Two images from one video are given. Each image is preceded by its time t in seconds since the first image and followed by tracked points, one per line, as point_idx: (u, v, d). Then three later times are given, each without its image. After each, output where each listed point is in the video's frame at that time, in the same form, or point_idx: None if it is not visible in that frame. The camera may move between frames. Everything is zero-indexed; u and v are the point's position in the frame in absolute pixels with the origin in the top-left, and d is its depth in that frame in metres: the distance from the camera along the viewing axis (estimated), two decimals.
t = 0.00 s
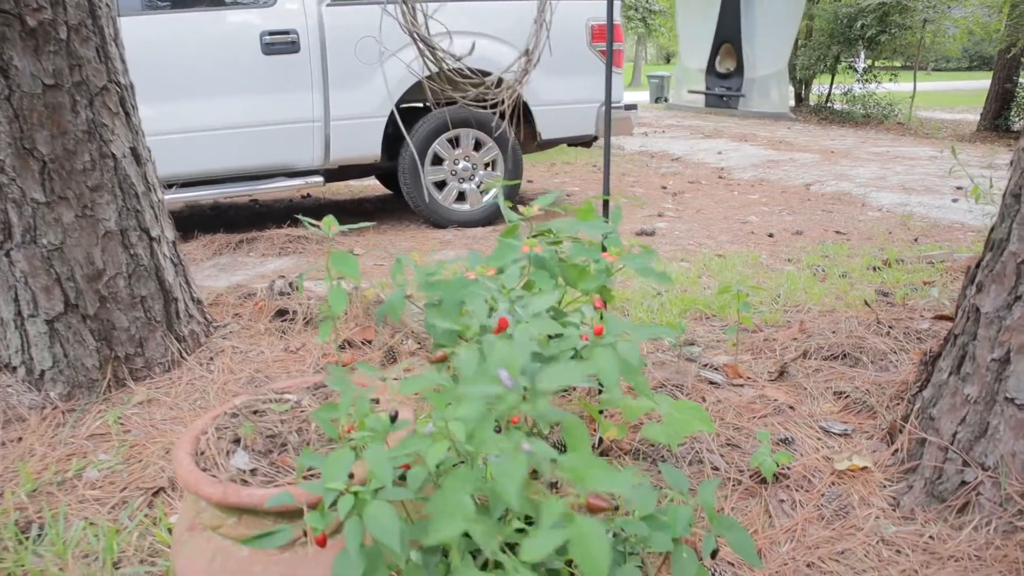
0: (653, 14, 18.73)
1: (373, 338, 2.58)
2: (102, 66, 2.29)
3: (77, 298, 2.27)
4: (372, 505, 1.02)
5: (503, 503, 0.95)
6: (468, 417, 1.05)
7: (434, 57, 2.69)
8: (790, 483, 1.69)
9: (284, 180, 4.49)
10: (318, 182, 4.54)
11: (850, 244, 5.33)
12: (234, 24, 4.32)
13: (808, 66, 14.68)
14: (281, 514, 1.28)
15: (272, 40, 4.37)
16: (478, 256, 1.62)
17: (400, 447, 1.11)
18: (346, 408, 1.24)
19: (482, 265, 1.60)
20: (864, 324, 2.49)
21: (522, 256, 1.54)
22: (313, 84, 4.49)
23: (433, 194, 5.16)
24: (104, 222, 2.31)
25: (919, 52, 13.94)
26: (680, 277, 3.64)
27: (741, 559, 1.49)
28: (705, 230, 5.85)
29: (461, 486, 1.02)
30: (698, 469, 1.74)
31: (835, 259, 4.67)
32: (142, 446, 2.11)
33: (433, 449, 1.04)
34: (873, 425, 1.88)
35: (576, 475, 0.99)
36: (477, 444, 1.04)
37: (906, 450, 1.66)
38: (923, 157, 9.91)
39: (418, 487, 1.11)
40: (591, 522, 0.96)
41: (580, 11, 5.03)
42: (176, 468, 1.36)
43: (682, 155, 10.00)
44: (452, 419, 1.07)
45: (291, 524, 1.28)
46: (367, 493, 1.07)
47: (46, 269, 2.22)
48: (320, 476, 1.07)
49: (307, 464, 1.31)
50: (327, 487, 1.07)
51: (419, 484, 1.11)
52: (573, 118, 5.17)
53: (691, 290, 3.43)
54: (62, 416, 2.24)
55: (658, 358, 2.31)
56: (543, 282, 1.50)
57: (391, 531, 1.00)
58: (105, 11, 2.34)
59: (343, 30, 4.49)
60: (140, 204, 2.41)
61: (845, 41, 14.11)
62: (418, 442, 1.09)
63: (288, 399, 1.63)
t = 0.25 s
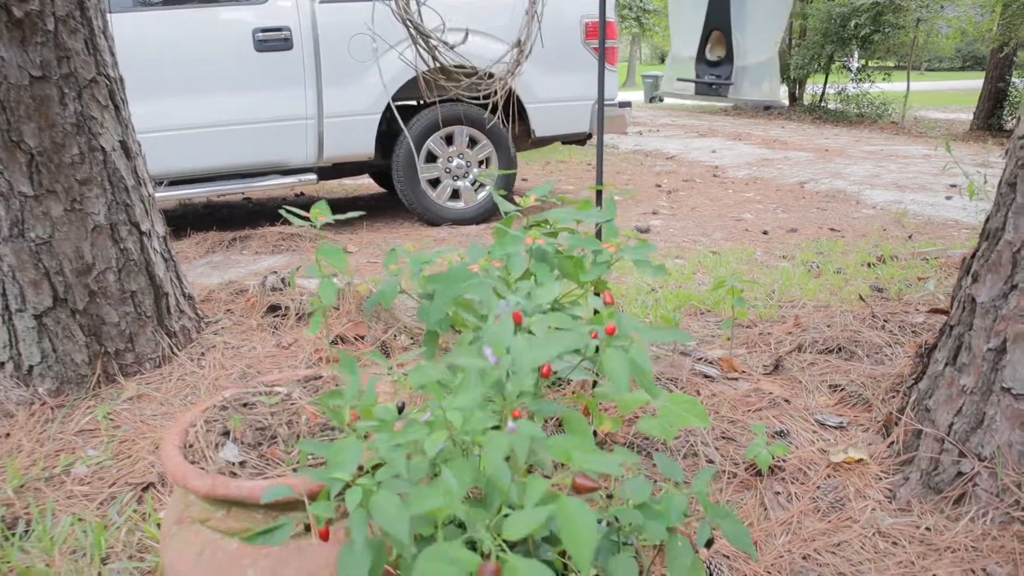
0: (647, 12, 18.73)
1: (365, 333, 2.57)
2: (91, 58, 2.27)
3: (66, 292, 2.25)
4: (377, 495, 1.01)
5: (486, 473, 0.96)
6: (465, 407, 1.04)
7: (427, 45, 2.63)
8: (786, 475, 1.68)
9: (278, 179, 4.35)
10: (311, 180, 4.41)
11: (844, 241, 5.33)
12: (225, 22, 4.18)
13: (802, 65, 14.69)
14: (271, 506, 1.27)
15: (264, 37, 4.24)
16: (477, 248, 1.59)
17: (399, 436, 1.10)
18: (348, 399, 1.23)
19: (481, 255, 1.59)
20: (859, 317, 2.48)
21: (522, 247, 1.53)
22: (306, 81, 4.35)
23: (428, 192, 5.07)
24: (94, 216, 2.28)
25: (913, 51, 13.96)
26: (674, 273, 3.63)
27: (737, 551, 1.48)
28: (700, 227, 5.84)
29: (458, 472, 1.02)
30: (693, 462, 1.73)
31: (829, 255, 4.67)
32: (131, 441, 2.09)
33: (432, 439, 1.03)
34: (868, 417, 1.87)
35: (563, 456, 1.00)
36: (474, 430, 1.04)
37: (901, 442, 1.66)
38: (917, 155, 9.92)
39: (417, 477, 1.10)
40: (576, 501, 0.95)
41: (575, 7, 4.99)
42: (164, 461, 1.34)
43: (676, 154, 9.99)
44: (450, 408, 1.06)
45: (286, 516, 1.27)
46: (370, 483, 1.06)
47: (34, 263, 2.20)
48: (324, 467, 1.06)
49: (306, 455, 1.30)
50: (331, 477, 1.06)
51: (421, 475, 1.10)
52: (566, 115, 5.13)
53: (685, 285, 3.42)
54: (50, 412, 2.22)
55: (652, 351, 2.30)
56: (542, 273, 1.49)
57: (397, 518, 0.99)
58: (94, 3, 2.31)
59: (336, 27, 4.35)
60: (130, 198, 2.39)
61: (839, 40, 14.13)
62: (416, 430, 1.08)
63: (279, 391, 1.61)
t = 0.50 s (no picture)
0: (643, 12, 18.72)
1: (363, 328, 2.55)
2: (85, 50, 2.25)
3: (60, 286, 2.23)
4: (367, 488, 0.99)
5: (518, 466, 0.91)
6: (462, 394, 1.02)
7: (431, 38, 2.59)
8: (787, 470, 1.67)
9: (276, 176, 4.31)
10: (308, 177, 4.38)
11: (842, 238, 5.32)
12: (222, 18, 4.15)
13: (799, 65, 14.70)
14: (267, 499, 1.25)
15: (261, 33, 4.21)
16: (473, 238, 1.57)
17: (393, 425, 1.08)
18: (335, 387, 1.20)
19: (478, 247, 1.55)
20: (859, 312, 2.47)
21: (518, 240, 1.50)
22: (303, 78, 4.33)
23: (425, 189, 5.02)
24: (88, 210, 2.26)
25: (909, 51, 13.97)
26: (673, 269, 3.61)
27: (740, 545, 1.48)
28: (697, 225, 5.83)
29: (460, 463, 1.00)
30: (695, 456, 1.71)
31: (827, 253, 4.66)
32: (126, 437, 2.07)
33: (430, 428, 1.00)
34: (870, 412, 1.85)
35: (587, 449, 0.98)
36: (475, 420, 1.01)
37: (904, 436, 1.65)
38: (914, 154, 9.92)
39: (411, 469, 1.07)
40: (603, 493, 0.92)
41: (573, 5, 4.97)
42: (158, 454, 1.32)
43: (673, 153, 9.99)
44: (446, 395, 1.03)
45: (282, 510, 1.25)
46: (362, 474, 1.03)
47: (28, 256, 2.17)
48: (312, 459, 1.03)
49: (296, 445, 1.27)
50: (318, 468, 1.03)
51: (414, 467, 1.07)
52: (565, 113, 5.12)
53: (684, 281, 3.41)
54: (44, 408, 2.20)
55: (652, 346, 2.29)
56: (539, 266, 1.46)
57: (386, 512, 0.97)
58: None
59: (334, 24, 4.32)
60: (125, 191, 2.37)
61: (836, 40, 14.14)
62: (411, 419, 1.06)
63: (275, 384, 1.60)
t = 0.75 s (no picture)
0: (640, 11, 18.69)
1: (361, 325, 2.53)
2: (80, 45, 2.23)
3: (55, 284, 2.21)
4: (349, 482, 0.98)
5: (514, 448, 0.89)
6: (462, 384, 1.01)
7: (435, 34, 2.55)
8: (790, 465, 1.67)
9: (273, 175, 4.28)
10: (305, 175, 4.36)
11: (840, 236, 5.31)
12: (219, 16, 4.13)
13: (796, 64, 14.71)
14: (264, 496, 1.23)
15: (258, 31, 4.19)
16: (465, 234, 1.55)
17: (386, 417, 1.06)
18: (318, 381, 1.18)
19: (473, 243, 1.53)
20: (859, 308, 2.46)
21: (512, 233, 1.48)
22: (300, 75, 4.30)
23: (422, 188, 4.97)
24: (83, 206, 2.24)
25: (906, 50, 13.99)
26: (671, 266, 3.60)
27: (741, 542, 1.47)
28: (695, 223, 5.82)
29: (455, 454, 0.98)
30: (697, 452, 1.70)
31: (826, 250, 4.65)
32: (122, 434, 2.05)
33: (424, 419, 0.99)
34: (872, 407, 1.85)
35: (586, 431, 0.98)
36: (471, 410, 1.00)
37: (906, 431, 1.65)
38: (911, 153, 9.93)
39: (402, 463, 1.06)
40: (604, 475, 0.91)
41: (569, 4, 4.95)
42: (154, 451, 1.30)
43: (670, 152, 9.98)
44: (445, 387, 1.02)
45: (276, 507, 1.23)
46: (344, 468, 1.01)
47: (22, 253, 2.15)
48: (293, 454, 1.02)
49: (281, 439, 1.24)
50: (300, 463, 1.02)
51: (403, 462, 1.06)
52: (564, 111, 5.10)
53: (682, 278, 3.40)
54: (39, 406, 2.18)
55: (652, 343, 2.27)
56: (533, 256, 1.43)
57: (367, 506, 0.96)
58: None
59: (331, 21, 4.30)
60: (120, 188, 2.35)
61: (832, 39, 14.14)
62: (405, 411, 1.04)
63: (272, 380, 1.58)
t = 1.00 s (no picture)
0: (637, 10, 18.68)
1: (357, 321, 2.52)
2: (74, 38, 2.21)
3: (48, 279, 2.19)
4: (348, 471, 0.97)
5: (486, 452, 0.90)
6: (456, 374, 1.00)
7: (428, 22, 2.52)
8: (788, 458, 1.66)
9: (269, 173, 4.28)
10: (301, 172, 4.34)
11: (837, 233, 5.31)
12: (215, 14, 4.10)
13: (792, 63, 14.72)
14: (258, 488, 1.22)
15: (255, 29, 4.16)
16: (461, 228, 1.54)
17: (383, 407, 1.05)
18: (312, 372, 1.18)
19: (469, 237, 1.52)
20: (857, 303, 2.45)
21: (509, 226, 1.46)
22: (296, 73, 4.28)
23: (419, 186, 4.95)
24: (77, 200, 2.22)
25: (902, 49, 14.01)
26: (668, 262, 3.60)
27: (739, 535, 1.46)
28: (692, 221, 5.81)
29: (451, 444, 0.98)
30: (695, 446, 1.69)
31: (823, 247, 4.65)
32: (116, 430, 2.04)
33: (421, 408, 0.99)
34: (870, 401, 1.84)
35: (570, 427, 0.97)
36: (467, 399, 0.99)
37: (905, 424, 1.64)
38: (908, 151, 9.94)
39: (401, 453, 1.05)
40: (582, 472, 0.91)
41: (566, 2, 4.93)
42: (147, 444, 1.29)
43: (667, 151, 9.97)
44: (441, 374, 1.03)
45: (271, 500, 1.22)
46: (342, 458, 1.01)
47: (15, 248, 2.14)
48: (290, 443, 1.01)
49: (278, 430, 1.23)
50: (298, 453, 1.01)
51: (401, 450, 1.05)
52: (560, 108, 5.08)
53: (680, 274, 3.39)
54: (33, 401, 2.17)
55: (650, 338, 2.27)
56: (530, 251, 1.42)
57: (367, 495, 0.95)
58: None
59: (328, 19, 4.28)
60: (115, 182, 2.33)
61: (829, 38, 14.16)
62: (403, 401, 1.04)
63: (267, 373, 1.57)
